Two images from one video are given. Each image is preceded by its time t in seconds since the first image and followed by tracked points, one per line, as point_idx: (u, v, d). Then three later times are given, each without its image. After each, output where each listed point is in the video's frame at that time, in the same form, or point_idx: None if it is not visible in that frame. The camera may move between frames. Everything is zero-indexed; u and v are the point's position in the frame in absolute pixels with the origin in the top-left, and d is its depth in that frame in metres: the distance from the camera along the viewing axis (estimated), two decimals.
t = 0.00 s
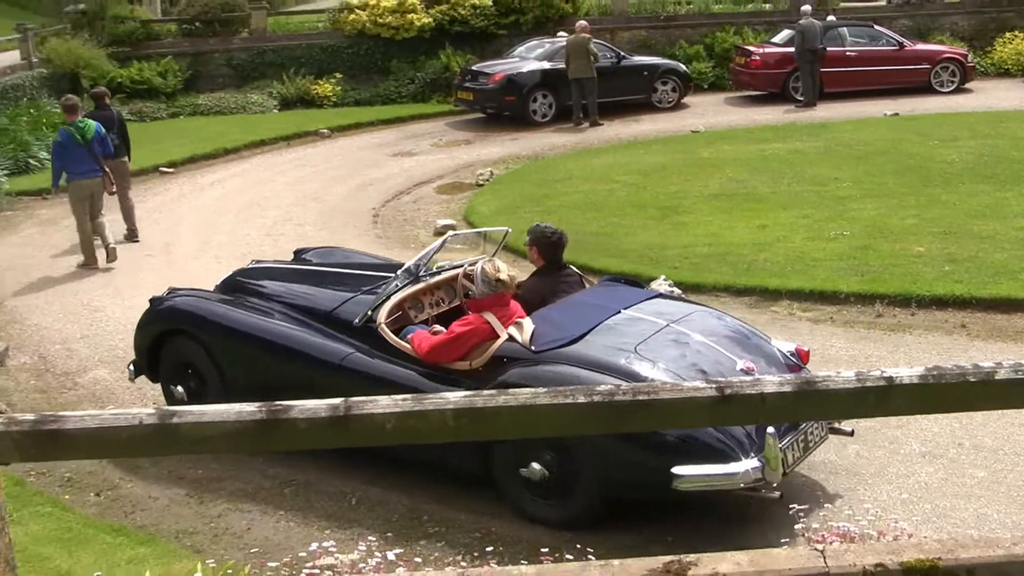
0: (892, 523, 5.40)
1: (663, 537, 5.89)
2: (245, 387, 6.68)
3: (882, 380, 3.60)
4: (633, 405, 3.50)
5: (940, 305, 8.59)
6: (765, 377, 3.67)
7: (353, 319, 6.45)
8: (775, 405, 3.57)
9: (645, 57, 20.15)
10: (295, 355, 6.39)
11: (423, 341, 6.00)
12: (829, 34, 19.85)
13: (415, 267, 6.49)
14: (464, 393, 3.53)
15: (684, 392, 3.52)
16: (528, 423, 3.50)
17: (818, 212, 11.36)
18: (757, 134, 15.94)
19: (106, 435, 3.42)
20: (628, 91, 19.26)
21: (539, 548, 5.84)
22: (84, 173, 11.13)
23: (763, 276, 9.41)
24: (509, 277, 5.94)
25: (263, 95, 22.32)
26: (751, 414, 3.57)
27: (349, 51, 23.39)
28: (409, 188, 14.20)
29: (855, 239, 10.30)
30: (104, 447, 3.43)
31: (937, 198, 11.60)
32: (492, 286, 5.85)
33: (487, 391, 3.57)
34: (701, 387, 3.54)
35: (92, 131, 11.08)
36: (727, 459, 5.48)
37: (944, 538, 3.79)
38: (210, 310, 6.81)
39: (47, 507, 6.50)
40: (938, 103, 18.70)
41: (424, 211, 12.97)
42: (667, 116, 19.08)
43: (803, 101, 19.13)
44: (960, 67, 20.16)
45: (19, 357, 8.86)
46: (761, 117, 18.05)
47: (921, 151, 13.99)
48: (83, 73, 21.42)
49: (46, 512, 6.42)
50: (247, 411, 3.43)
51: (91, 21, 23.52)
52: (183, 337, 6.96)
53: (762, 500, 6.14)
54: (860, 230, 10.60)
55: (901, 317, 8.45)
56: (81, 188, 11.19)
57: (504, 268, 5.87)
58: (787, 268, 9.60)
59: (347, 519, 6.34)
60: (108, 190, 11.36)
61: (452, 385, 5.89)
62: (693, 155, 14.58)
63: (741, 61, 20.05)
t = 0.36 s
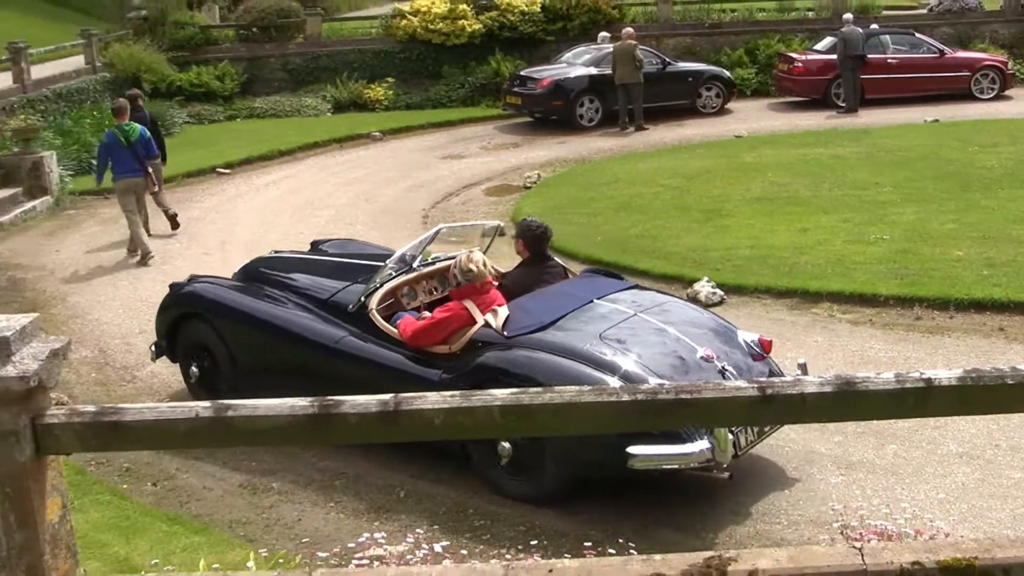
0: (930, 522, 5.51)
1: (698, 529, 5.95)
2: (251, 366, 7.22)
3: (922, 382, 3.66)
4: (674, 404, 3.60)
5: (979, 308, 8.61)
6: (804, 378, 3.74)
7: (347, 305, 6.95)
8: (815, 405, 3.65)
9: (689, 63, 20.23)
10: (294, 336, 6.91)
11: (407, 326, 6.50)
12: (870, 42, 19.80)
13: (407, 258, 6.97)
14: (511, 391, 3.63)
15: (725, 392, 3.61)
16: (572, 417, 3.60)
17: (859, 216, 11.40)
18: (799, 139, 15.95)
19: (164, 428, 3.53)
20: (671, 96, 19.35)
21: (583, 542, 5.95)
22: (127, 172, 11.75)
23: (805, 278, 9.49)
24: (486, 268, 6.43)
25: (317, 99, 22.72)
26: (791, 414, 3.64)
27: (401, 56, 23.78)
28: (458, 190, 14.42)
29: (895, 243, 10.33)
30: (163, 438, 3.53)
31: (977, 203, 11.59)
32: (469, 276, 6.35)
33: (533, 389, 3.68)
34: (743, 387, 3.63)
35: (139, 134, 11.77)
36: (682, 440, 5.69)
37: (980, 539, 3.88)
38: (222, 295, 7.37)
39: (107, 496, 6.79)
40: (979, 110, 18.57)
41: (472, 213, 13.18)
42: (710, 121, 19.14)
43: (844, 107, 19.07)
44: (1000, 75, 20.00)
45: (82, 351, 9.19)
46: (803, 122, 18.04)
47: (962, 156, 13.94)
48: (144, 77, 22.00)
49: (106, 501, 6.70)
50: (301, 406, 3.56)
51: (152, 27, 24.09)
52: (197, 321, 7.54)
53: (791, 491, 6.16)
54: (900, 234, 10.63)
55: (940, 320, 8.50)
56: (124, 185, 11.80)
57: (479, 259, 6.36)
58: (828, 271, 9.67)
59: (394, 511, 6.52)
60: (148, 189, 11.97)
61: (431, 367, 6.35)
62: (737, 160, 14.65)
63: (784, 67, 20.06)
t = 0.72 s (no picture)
0: (953, 523, 5.64)
1: (725, 527, 6.01)
2: (250, 353, 7.59)
3: (947, 386, 3.74)
4: (705, 405, 3.68)
5: (1003, 313, 8.66)
6: (831, 382, 3.82)
7: (337, 296, 7.29)
8: (841, 407, 3.72)
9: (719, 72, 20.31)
10: (289, 326, 7.26)
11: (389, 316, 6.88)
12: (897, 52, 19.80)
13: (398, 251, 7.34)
14: (544, 392, 3.74)
15: (754, 394, 3.69)
16: (607, 419, 3.70)
17: (887, 222, 11.45)
18: (828, 146, 16.00)
19: (206, 424, 3.65)
20: (701, 105, 19.43)
21: (613, 539, 5.99)
22: (162, 169, 12.32)
23: (832, 283, 9.57)
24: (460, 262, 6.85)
25: (356, 105, 23.05)
26: (819, 416, 3.72)
27: (439, 64, 24.05)
28: (493, 195, 14.62)
29: (921, 249, 10.38)
30: (205, 434, 3.65)
31: (1002, 210, 11.60)
32: (445, 269, 6.77)
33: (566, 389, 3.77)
34: (771, 389, 3.71)
35: (172, 133, 12.18)
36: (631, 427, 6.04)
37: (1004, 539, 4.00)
38: (223, 286, 7.71)
39: (150, 490, 6.98)
40: (1005, 119, 18.51)
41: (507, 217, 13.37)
42: (740, 128, 19.22)
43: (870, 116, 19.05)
44: None
45: (127, 350, 9.47)
46: (832, 130, 18.08)
47: (989, 164, 13.94)
48: (189, 83, 22.42)
49: (149, 494, 6.88)
50: (339, 404, 3.66)
51: (197, 35, 24.47)
52: (202, 310, 7.91)
53: (819, 491, 6.29)
54: (926, 240, 10.67)
55: (964, 325, 8.56)
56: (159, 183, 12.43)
57: (454, 252, 6.77)
58: (854, 276, 9.75)
59: (428, 507, 6.65)
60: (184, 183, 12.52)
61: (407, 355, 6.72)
62: (766, 167, 14.72)
63: (812, 76, 20.09)
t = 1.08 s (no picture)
0: (974, 525, 5.77)
1: (749, 526, 6.12)
2: (254, 338, 8.17)
3: (969, 390, 3.75)
4: (730, 407, 3.74)
5: None
6: (855, 384, 3.85)
7: (332, 287, 7.81)
8: (864, 410, 3.75)
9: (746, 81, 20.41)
10: (291, 317, 7.79)
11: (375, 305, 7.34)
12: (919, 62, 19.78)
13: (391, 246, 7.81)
14: (573, 393, 3.81)
15: (778, 397, 3.74)
16: (636, 421, 3.76)
17: (911, 229, 11.51)
18: (854, 154, 16.06)
19: (242, 422, 3.76)
20: (728, 113, 19.51)
21: (640, 538, 6.07)
22: (184, 175, 12.83)
23: (856, 288, 9.68)
24: (444, 258, 7.33)
25: (391, 112, 23.35)
26: (843, 418, 3.76)
27: (472, 72, 24.31)
28: (523, 201, 14.80)
29: (943, 255, 10.44)
30: (242, 432, 3.77)
31: None
32: (430, 262, 7.25)
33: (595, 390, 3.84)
34: (796, 392, 3.75)
35: (196, 139, 12.72)
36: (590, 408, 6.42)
37: None
38: (231, 277, 8.30)
39: (188, 486, 7.16)
40: None
41: (539, 222, 13.55)
42: (766, 136, 19.31)
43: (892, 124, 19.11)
44: None
45: (167, 349, 9.74)
46: (857, 138, 18.14)
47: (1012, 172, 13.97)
48: (229, 90, 22.78)
49: (187, 490, 7.07)
50: (373, 403, 3.75)
51: (237, 43, 24.84)
52: (213, 300, 8.51)
53: (842, 492, 6.42)
54: (948, 246, 10.73)
55: (986, 330, 8.64)
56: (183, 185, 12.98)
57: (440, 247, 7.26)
58: (878, 281, 9.84)
59: (458, 505, 6.73)
60: (204, 188, 13.01)
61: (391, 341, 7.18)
62: (792, 174, 14.81)
63: (837, 85, 20.14)
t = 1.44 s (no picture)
0: (988, 528, 5.88)
1: (768, 528, 6.25)
2: (256, 329, 8.70)
3: (985, 396, 3.79)
4: (750, 411, 3.80)
5: None
6: (873, 390, 3.89)
7: (327, 280, 8.28)
8: (882, 415, 3.80)
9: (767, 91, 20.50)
10: (289, 310, 8.29)
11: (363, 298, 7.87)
12: (937, 74, 19.75)
13: (384, 245, 8.25)
14: (596, 396, 3.87)
15: (797, 402, 3.80)
16: (656, 425, 3.81)
17: (929, 237, 11.57)
18: (874, 163, 16.13)
19: (273, 423, 3.89)
20: (748, 123, 19.59)
21: (660, 540, 6.20)
22: (208, 180, 13.29)
23: (874, 295, 9.77)
24: (430, 256, 7.83)
25: (419, 121, 23.61)
26: (860, 424, 3.81)
27: (498, 82, 24.52)
28: (548, 208, 14.97)
29: (961, 263, 10.50)
30: (271, 432, 3.90)
31: None
32: (416, 260, 7.77)
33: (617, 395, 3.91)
34: (815, 397, 3.81)
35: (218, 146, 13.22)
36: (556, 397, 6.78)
37: None
38: (237, 272, 8.84)
39: (219, 485, 7.35)
40: None
41: (564, 229, 13.71)
42: (788, 146, 19.40)
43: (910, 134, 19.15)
44: None
45: (199, 350, 9.95)
46: (877, 148, 18.21)
47: None
48: (262, 99, 23.10)
49: (218, 489, 7.26)
50: (400, 406, 3.88)
51: (269, 53, 25.14)
52: (221, 293, 9.06)
53: (859, 496, 6.55)
54: (965, 254, 10.80)
55: (1001, 337, 8.72)
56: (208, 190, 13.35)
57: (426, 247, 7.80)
58: (896, 288, 9.93)
59: (482, 505, 6.87)
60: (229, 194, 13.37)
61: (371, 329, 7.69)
62: (812, 183, 14.90)
63: (856, 95, 20.18)
